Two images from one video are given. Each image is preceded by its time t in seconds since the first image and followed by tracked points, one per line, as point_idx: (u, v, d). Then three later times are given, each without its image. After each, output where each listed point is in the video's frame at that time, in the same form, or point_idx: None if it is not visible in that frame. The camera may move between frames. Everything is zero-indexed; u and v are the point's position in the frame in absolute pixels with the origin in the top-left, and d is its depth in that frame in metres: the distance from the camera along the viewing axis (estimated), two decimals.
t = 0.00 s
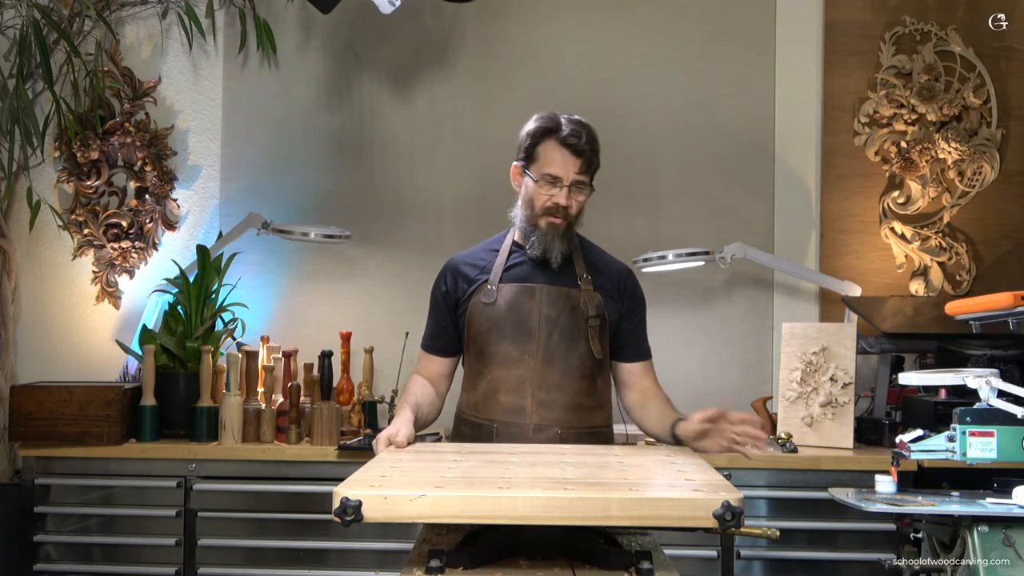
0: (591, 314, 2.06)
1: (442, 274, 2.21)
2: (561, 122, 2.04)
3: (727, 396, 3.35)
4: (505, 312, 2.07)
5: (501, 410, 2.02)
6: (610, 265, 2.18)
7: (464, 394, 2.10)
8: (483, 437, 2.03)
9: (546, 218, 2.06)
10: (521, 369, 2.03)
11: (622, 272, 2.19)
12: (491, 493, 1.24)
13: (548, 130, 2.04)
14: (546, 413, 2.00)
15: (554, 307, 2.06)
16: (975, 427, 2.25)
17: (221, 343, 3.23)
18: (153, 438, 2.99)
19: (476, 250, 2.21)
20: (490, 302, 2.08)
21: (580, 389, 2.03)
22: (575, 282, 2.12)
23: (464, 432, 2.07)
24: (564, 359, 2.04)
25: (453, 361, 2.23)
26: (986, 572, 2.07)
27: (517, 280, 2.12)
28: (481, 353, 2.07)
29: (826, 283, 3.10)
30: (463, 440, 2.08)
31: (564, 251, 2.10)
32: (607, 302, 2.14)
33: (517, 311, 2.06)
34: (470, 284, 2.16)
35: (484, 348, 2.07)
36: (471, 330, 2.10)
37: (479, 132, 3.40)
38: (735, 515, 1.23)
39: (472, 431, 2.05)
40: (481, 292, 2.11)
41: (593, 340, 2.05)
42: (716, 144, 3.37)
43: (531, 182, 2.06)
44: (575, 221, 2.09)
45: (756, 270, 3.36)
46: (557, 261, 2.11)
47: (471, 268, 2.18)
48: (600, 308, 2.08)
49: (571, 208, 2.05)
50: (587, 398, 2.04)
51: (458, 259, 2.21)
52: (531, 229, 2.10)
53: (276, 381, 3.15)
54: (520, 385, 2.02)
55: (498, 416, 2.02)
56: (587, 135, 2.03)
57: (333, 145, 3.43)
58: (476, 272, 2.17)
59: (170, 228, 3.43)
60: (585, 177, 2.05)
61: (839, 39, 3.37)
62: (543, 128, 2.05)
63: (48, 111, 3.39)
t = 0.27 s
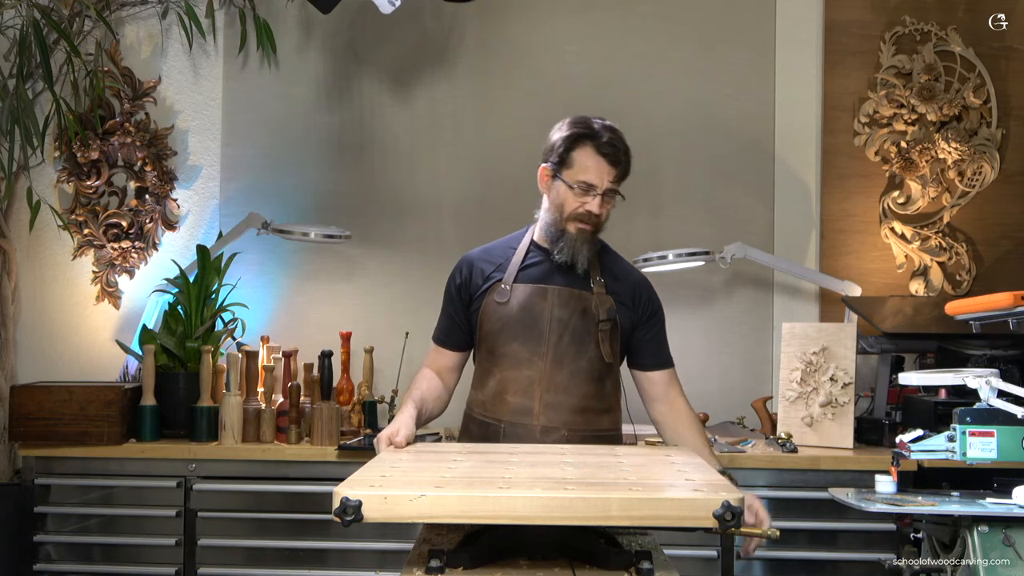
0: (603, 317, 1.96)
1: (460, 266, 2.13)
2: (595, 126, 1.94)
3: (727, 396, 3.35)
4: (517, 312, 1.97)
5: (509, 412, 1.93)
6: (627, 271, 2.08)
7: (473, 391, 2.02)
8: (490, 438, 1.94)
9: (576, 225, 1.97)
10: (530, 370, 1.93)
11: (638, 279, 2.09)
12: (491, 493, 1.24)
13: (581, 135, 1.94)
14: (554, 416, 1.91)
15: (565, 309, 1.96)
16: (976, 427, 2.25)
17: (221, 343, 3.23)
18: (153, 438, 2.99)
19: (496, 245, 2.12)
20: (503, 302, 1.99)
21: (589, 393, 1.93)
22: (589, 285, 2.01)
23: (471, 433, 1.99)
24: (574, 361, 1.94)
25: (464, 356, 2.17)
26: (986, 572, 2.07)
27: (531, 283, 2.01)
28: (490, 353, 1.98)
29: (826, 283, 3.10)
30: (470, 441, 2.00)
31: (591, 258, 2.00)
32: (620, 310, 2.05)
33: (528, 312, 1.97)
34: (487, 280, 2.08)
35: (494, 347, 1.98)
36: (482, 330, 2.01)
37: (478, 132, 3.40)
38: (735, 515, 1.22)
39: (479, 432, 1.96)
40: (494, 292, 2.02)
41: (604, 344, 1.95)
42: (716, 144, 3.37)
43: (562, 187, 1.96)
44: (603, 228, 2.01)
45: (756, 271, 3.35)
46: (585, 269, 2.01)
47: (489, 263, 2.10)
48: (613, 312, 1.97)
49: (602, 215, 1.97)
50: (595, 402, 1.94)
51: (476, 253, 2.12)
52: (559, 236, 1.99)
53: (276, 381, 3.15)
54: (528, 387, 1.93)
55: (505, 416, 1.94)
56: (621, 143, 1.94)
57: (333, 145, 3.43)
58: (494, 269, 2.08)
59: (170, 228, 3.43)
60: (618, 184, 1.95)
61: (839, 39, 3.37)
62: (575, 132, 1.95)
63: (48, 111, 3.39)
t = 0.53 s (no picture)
0: (628, 326, 1.90)
1: (489, 253, 2.11)
2: (659, 140, 1.86)
3: (727, 396, 3.35)
4: (541, 311, 1.93)
5: (522, 409, 1.89)
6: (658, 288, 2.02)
7: (486, 383, 1.98)
8: (499, 437, 1.90)
9: (624, 237, 1.91)
10: (547, 371, 1.89)
11: (668, 295, 2.03)
12: (491, 493, 1.24)
13: (641, 148, 1.86)
14: (567, 420, 1.86)
15: (590, 313, 1.90)
16: (976, 427, 2.25)
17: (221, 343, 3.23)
18: (153, 438, 2.99)
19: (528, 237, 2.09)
20: (530, 299, 1.95)
21: (605, 400, 1.88)
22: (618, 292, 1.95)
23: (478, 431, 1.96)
24: (593, 367, 1.88)
25: (481, 343, 2.15)
26: (986, 572, 2.07)
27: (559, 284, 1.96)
28: (509, 348, 1.94)
29: (826, 283, 3.10)
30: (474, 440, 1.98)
31: (632, 271, 1.96)
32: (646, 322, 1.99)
33: (552, 312, 1.92)
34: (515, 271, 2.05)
35: (513, 343, 1.94)
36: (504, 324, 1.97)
37: (479, 132, 3.40)
38: (735, 515, 1.22)
39: (487, 432, 1.93)
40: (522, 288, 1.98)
41: (626, 353, 1.90)
42: (716, 144, 3.37)
43: (616, 197, 1.89)
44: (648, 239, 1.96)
45: (756, 271, 3.35)
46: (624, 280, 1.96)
47: (518, 254, 2.07)
48: (640, 322, 1.91)
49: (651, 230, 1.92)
50: (609, 409, 1.89)
51: (508, 242, 2.10)
52: (605, 246, 1.93)
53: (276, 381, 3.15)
54: (545, 388, 1.88)
55: (517, 413, 1.90)
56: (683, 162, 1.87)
57: (332, 145, 3.43)
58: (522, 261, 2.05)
59: (170, 228, 3.43)
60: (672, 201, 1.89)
61: (839, 39, 3.37)
62: (638, 144, 1.86)
63: (48, 111, 3.39)
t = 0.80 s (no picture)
0: (652, 341, 1.89)
1: (524, 244, 2.10)
2: (721, 170, 1.85)
3: (727, 396, 3.35)
4: (568, 314, 1.94)
5: (536, 410, 1.88)
6: (691, 309, 1.98)
7: (505, 378, 1.98)
8: (511, 436, 1.90)
9: (667, 259, 1.92)
10: (566, 375, 1.88)
11: (700, 317, 1.99)
12: (491, 493, 1.24)
13: (706, 176, 1.84)
14: (579, 426, 1.85)
15: (616, 324, 1.90)
16: (976, 427, 2.25)
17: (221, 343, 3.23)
18: (153, 438, 2.99)
19: (566, 233, 2.09)
20: (559, 301, 1.96)
21: (620, 411, 1.88)
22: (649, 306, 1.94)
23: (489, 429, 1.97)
24: (613, 377, 1.88)
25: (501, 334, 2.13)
26: (986, 572, 2.07)
27: (591, 290, 1.97)
28: (531, 347, 1.94)
29: (826, 283, 3.10)
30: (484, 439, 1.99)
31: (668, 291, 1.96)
32: (672, 341, 1.96)
33: (578, 317, 1.92)
34: (548, 267, 2.05)
35: (535, 343, 1.94)
36: (530, 322, 1.98)
37: (479, 132, 3.40)
38: (735, 515, 1.22)
39: (499, 430, 1.93)
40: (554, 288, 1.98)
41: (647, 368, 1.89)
42: (716, 144, 3.37)
43: (667, 218, 1.88)
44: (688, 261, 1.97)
45: (756, 271, 3.35)
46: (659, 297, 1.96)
47: (554, 250, 2.07)
48: (666, 338, 1.90)
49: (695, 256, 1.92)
50: (622, 420, 1.89)
51: (545, 236, 2.10)
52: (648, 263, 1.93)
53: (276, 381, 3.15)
54: (562, 392, 1.88)
55: (531, 414, 1.89)
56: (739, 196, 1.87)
57: (332, 145, 3.43)
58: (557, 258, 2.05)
59: (170, 228, 3.43)
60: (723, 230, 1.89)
61: (839, 39, 3.37)
62: (700, 170, 1.85)
63: (48, 111, 3.39)
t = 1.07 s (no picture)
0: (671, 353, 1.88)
1: (542, 241, 2.09)
2: (752, 183, 1.82)
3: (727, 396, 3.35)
4: (587, 318, 1.93)
5: (547, 412, 1.89)
6: (710, 322, 1.98)
7: (518, 376, 1.98)
8: (520, 436, 1.91)
9: (690, 269, 1.90)
10: (580, 381, 1.88)
11: (719, 330, 1.99)
12: (491, 493, 1.24)
13: (736, 187, 1.81)
14: (589, 433, 1.85)
15: (635, 332, 1.89)
16: (975, 427, 2.25)
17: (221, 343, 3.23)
18: (153, 438, 2.99)
19: (584, 233, 2.09)
20: (578, 305, 1.95)
21: (631, 418, 1.89)
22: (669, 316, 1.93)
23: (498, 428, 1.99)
24: (627, 386, 1.88)
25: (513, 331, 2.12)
26: (986, 572, 2.07)
27: (611, 296, 1.95)
28: (547, 349, 1.94)
29: (826, 283, 3.10)
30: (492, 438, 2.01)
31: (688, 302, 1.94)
32: (690, 353, 1.96)
33: (596, 322, 1.92)
34: (566, 265, 2.05)
35: (550, 345, 1.94)
36: (547, 322, 1.98)
37: (479, 132, 3.40)
38: (735, 515, 1.22)
39: (508, 430, 1.95)
40: (572, 289, 1.98)
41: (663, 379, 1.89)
42: (716, 144, 3.37)
43: (693, 228, 1.86)
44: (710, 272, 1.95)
45: (757, 271, 3.35)
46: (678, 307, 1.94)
47: (572, 248, 2.06)
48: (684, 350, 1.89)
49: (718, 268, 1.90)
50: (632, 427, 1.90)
51: (563, 234, 2.09)
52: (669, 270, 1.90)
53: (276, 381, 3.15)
54: (575, 397, 1.88)
55: (542, 415, 1.90)
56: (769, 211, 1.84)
57: (332, 145, 3.43)
58: (575, 257, 2.05)
59: (170, 228, 3.43)
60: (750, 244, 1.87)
61: (839, 39, 3.37)
62: (732, 181, 1.82)
63: (48, 111, 3.39)
